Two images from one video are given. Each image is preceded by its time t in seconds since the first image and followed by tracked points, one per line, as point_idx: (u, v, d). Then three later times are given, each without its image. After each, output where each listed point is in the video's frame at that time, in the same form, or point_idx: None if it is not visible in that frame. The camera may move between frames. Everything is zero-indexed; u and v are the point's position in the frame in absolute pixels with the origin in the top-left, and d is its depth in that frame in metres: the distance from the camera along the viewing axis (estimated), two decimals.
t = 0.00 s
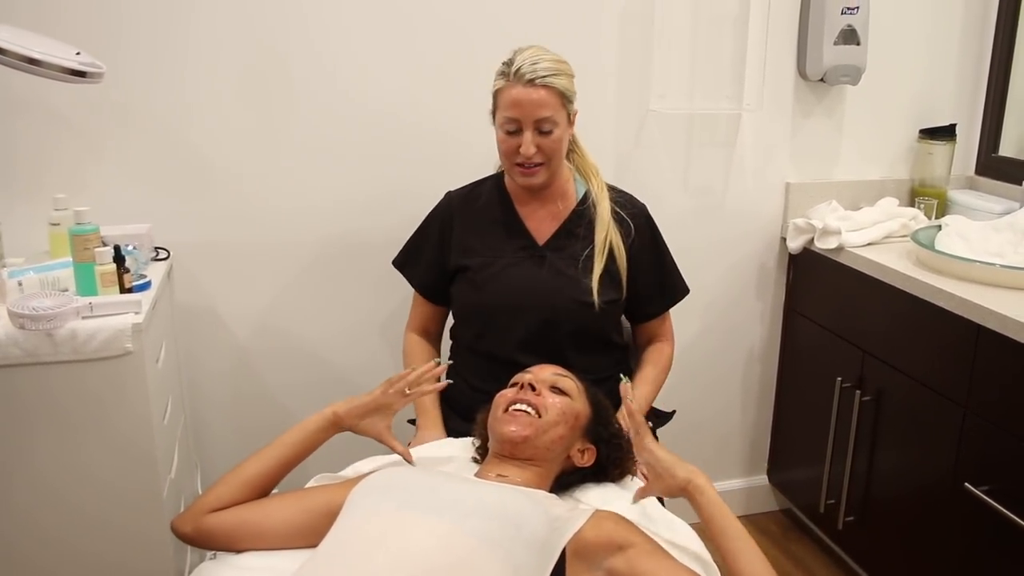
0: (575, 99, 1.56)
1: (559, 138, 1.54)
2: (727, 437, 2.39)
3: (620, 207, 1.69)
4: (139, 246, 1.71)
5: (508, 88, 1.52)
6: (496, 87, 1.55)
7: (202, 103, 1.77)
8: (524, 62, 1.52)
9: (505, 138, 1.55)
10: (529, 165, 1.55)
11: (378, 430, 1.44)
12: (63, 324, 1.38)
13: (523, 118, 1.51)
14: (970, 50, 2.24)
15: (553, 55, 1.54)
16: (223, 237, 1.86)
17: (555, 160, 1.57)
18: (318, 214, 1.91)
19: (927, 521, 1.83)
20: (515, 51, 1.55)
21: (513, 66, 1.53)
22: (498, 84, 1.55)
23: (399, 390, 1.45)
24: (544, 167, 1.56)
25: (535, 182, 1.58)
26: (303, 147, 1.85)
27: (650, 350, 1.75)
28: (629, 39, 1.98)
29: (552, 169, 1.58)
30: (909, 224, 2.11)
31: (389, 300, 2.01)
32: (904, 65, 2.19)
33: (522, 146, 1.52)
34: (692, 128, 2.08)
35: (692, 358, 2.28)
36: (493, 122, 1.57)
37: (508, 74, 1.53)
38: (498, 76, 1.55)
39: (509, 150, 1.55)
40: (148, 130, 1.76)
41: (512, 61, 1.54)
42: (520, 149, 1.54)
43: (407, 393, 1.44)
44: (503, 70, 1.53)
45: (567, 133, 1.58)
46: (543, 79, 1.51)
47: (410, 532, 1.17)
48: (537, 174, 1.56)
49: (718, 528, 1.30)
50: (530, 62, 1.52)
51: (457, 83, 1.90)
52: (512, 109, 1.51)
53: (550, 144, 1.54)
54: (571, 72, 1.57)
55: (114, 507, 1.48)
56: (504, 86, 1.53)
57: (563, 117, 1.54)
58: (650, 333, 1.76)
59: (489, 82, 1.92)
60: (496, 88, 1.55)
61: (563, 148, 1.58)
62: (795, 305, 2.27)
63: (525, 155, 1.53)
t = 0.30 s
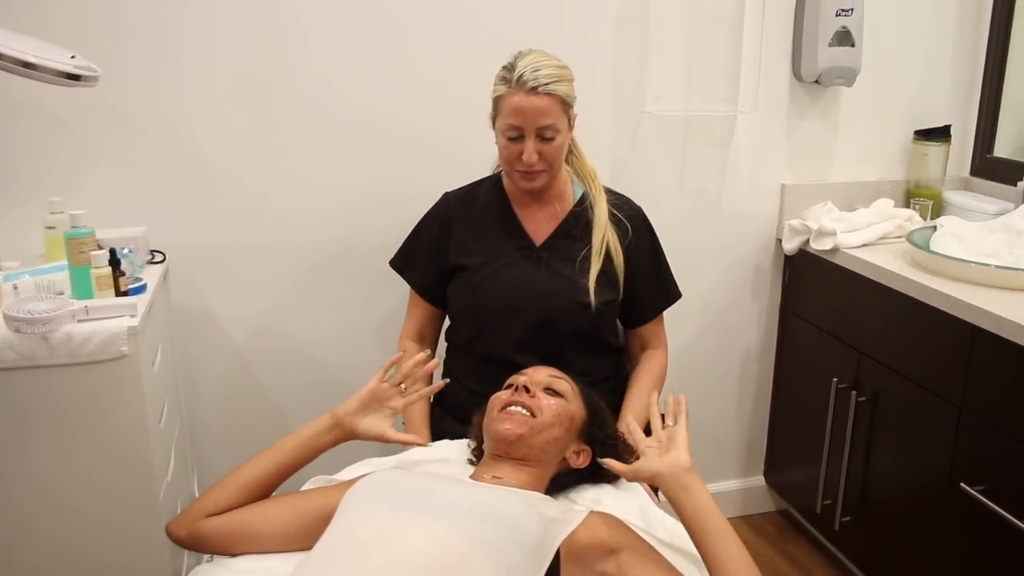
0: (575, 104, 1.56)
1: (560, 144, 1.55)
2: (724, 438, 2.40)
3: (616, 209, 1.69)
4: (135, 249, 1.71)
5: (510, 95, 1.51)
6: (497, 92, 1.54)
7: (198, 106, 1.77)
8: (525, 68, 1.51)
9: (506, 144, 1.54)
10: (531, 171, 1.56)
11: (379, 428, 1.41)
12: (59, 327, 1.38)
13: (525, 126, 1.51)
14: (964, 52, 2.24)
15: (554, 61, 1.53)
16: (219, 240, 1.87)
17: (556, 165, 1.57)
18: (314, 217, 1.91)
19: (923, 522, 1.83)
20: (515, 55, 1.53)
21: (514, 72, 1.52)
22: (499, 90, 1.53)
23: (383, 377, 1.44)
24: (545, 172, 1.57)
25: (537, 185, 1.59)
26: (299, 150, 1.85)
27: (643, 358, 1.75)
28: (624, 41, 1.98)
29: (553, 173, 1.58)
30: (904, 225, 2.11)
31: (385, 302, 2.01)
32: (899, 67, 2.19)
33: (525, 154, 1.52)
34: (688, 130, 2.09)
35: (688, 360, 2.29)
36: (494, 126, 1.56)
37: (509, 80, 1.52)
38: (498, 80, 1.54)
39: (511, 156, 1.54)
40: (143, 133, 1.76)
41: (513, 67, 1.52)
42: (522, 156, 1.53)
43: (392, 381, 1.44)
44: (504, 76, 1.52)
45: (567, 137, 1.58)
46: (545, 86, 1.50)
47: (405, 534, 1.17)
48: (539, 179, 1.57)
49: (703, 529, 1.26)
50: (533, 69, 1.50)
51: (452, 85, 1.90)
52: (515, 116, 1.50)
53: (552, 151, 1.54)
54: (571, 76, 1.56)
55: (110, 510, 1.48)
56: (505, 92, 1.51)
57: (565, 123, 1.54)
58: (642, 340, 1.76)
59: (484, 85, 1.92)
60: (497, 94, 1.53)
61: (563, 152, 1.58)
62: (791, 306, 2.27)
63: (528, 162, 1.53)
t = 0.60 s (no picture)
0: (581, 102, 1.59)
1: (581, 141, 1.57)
2: (719, 437, 2.40)
3: (611, 208, 1.70)
4: (130, 248, 1.71)
5: (541, 97, 1.49)
6: (519, 97, 1.51)
7: (194, 104, 1.78)
8: (547, 70, 1.51)
9: (536, 148, 1.52)
10: (558, 172, 1.55)
11: (377, 429, 1.44)
12: (54, 325, 1.38)
13: (558, 126, 1.51)
14: (959, 52, 2.25)
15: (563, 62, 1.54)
16: (215, 239, 1.87)
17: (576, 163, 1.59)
18: (309, 215, 1.91)
19: (917, 520, 1.84)
20: (528, 59, 1.52)
21: (536, 74, 1.50)
22: (522, 94, 1.51)
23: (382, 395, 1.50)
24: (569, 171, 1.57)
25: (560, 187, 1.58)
26: (294, 148, 1.86)
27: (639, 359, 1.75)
28: (619, 40, 1.99)
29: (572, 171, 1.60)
30: (899, 224, 2.12)
31: (381, 301, 2.01)
32: (894, 67, 2.20)
33: (560, 153, 1.52)
34: (683, 129, 2.09)
35: (684, 359, 2.29)
36: (518, 133, 1.53)
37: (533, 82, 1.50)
38: (518, 85, 1.51)
39: (541, 158, 1.53)
40: (139, 132, 1.76)
41: (532, 71, 1.51)
42: (554, 156, 1.53)
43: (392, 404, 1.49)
44: (528, 80, 1.50)
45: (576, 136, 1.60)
46: (572, 85, 1.51)
47: (398, 530, 1.18)
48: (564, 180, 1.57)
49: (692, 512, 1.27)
50: (553, 70, 1.51)
51: (448, 84, 1.91)
52: (547, 118, 1.49)
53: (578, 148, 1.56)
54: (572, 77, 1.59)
55: (106, 508, 1.49)
56: (534, 95, 1.49)
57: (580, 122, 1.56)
58: (639, 339, 1.76)
59: (480, 84, 1.93)
60: (522, 99, 1.51)
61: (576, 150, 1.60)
62: (786, 305, 2.28)
63: (562, 161, 1.53)
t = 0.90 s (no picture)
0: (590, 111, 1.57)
1: (576, 149, 1.55)
2: (719, 439, 2.41)
3: (611, 212, 1.70)
4: (131, 249, 1.72)
5: (536, 93, 1.50)
6: (519, 90, 1.53)
7: (195, 106, 1.78)
8: (553, 69, 1.51)
9: (525, 143, 1.53)
10: (544, 173, 1.55)
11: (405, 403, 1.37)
12: (55, 326, 1.39)
13: (549, 126, 1.51)
14: (958, 54, 2.25)
15: (578, 66, 1.54)
16: (216, 241, 1.87)
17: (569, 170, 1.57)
18: (310, 217, 1.92)
19: (916, 522, 1.84)
20: (541, 55, 1.53)
21: (541, 71, 1.51)
22: (521, 87, 1.52)
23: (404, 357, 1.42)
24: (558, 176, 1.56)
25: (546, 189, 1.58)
26: (295, 150, 1.86)
27: (638, 363, 1.75)
28: (619, 43, 1.99)
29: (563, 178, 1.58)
30: (898, 227, 2.12)
31: (381, 303, 2.02)
32: (894, 69, 2.20)
33: (545, 154, 1.51)
34: (682, 131, 2.09)
35: (683, 361, 2.29)
36: (512, 125, 1.54)
37: (534, 78, 1.51)
38: (521, 78, 1.53)
39: (528, 155, 1.53)
40: (139, 133, 1.77)
41: (539, 67, 1.52)
42: (539, 156, 1.53)
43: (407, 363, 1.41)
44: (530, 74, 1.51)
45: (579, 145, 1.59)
46: (574, 89, 1.51)
47: (398, 534, 1.18)
48: (550, 183, 1.56)
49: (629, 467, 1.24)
50: (560, 71, 1.51)
51: (448, 86, 1.91)
52: (538, 116, 1.50)
53: (569, 155, 1.54)
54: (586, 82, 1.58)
55: (107, 508, 1.49)
56: (531, 90, 1.50)
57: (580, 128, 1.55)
58: (639, 342, 1.76)
59: (480, 86, 1.93)
60: (519, 92, 1.52)
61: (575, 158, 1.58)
62: (786, 307, 2.28)
63: (545, 163, 1.52)
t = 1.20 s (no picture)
0: (591, 120, 1.56)
1: (568, 155, 1.55)
2: (721, 441, 2.41)
3: (611, 214, 1.71)
4: (134, 250, 1.72)
5: (535, 92, 1.51)
6: (522, 86, 1.54)
7: (199, 108, 1.79)
8: (557, 71, 1.51)
9: (518, 139, 1.54)
10: (534, 173, 1.55)
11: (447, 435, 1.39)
12: (58, 327, 1.39)
13: (543, 126, 1.51)
14: (960, 57, 2.26)
15: (585, 73, 1.53)
16: (218, 242, 1.88)
17: (560, 174, 1.57)
18: (312, 219, 1.92)
19: (917, 524, 1.84)
20: (552, 56, 1.54)
21: (545, 71, 1.52)
22: (524, 84, 1.53)
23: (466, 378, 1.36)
24: (547, 178, 1.56)
25: (535, 189, 1.58)
26: (297, 153, 1.87)
27: (638, 366, 1.74)
28: (621, 46, 2.00)
29: (553, 181, 1.58)
30: (899, 229, 2.12)
31: (383, 305, 2.03)
32: (895, 72, 2.21)
33: (534, 153, 1.52)
34: (684, 134, 2.10)
35: (685, 363, 2.30)
36: (510, 120, 1.56)
37: (537, 77, 1.52)
38: (526, 75, 1.54)
39: (520, 153, 1.54)
40: (142, 135, 1.77)
41: (545, 67, 1.53)
42: (529, 154, 1.53)
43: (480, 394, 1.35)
44: (534, 73, 1.53)
45: (576, 150, 1.58)
46: (574, 94, 1.51)
47: (398, 536, 1.18)
48: (539, 183, 1.57)
49: (507, 504, 1.21)
50: (564, 74, 1.51)
51: (450, 89, 1.92)
52: (533, 114, 1.50)
53: (560, 158, 1.54)
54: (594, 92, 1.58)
55: (109, 508, 1.49)
56: (531, 88, 1.52)
57: (578, 135, 1.55)
58: (639, 345, 1.76)
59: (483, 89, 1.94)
60: (522, 88, 1.54)
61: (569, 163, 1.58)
62: (787, 310, 2.28)
63: (533, 162, 1.53)
